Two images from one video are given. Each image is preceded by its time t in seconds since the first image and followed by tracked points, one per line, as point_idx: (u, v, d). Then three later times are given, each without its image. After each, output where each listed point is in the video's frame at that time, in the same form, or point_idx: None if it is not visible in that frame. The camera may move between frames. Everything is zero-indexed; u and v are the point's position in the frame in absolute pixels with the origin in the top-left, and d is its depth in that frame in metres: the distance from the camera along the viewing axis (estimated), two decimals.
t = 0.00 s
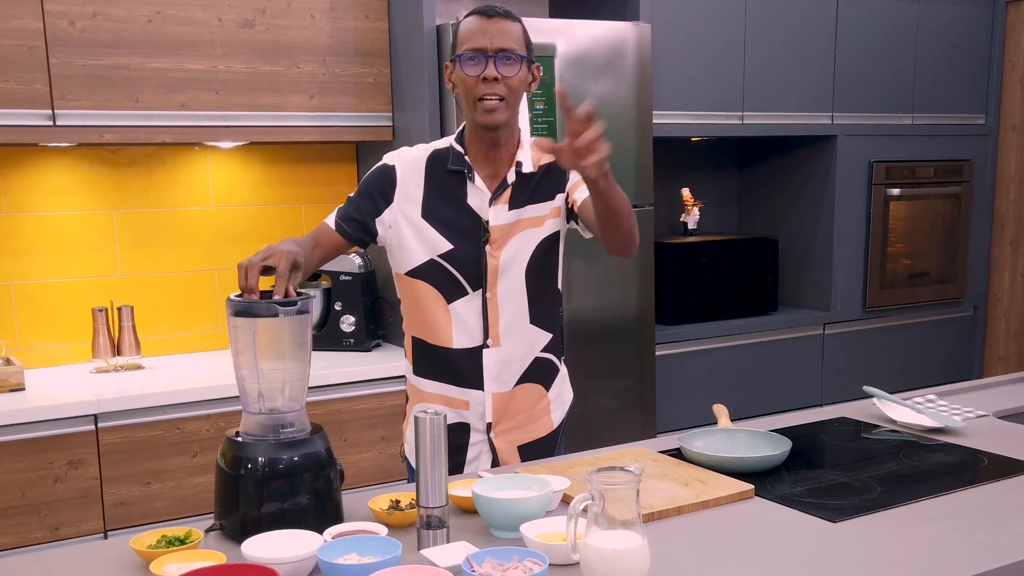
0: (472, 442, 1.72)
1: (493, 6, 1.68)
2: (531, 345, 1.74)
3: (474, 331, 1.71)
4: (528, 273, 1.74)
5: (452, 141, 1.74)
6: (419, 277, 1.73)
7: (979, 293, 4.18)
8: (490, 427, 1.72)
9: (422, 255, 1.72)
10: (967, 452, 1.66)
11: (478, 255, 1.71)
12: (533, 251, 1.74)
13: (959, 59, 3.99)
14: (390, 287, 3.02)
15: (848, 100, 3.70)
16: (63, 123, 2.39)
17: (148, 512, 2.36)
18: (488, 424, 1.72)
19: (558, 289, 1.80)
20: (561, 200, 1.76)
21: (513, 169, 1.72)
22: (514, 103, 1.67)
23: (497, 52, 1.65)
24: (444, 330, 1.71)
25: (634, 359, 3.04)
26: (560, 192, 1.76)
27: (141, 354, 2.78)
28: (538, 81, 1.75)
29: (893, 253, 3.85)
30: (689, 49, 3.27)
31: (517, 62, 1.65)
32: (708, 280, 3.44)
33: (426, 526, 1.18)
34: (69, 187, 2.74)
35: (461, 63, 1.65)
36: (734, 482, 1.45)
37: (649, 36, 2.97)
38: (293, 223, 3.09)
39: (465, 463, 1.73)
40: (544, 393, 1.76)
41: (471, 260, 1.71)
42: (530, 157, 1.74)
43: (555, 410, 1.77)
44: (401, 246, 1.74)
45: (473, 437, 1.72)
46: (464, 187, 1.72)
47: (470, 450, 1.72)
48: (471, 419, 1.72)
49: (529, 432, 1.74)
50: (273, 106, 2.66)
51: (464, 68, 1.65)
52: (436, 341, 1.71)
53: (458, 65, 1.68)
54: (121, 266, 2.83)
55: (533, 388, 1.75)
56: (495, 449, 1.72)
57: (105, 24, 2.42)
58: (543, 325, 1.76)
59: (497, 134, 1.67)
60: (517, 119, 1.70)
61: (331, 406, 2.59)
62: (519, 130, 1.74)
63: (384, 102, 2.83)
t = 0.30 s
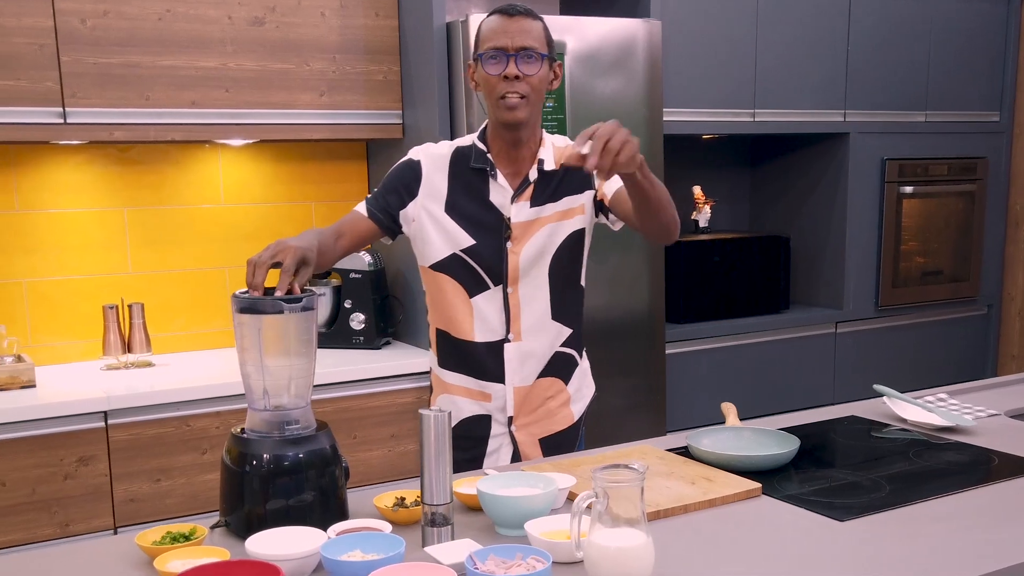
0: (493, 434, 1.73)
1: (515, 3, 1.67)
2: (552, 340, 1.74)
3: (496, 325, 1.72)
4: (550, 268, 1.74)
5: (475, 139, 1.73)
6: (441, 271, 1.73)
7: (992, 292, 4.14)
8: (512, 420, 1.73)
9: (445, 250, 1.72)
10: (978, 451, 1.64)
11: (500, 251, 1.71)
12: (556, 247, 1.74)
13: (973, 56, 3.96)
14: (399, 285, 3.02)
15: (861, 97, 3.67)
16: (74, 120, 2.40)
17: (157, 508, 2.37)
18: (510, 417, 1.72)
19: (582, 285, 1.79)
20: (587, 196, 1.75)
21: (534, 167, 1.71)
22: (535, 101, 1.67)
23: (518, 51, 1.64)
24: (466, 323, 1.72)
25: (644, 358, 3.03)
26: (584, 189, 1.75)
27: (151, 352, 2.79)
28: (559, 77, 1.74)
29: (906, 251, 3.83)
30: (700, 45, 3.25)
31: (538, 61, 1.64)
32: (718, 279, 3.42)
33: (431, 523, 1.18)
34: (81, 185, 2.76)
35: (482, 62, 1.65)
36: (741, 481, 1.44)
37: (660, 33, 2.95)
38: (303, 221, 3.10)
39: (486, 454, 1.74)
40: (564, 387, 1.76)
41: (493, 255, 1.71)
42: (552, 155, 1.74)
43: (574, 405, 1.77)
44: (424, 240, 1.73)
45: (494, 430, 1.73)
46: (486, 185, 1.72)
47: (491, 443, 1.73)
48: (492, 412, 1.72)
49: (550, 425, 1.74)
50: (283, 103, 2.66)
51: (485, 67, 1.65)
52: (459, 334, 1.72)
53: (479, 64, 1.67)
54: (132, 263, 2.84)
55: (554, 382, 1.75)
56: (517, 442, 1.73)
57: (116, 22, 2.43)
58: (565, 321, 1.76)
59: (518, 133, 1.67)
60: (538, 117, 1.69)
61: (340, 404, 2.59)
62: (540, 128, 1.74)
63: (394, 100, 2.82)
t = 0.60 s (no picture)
0: (515, 431, 1.73)
1: (537, 4, 1.68)
2: (573, 338, 1.74)
3: (518, 322, 1.72)
4: (573, 265, 1.74)
5: (498, 138, 1.73)
6: (464, 267, 1.72)
7: (1007, 292, 4.10)
8: (534, 417, 1.72)
9: (470, 247, 1.72)
10: (989, 452, 1.63)
11: (523, 250, 1.71)
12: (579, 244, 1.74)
13: (988, 54, 3.93)
14: (409, 283, 3.02)
15: (874, 95, 3.65)
16: (86, 120, 2.42)
17: (167, 506, 2.38)
18: (531, 415, 1.72)
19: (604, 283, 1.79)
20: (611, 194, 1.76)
21: (557, 166, 1.72)
22: (558, 102, 1.67)
23: (540, 51, 1.65)
24: (489, 320, 1.71)
25: (654, 357, 3.02)
26: (607, 188, 1.75)
27: (162, 350, 2.80)
28: (582, 77, 1.75)
29: (919, 251, 3.80)
30: (711, 44, 3.24)
31: (561, 61, 1.65)
32: (729, 278, 3.41)
33: (436, 522, 1.18)
34: (93, 185, 2.77)
35: (505, 62, 1.66)
36: (750, 481, 1.43)
37: (672, 32, 2.94)
38: (314, 219, 3.11)
39: (507, 450, 1.73)
40: (585, 384, 1.75)
41: (517, 254, 1.71)
42: (575, 154, 1.74)
43: (595, 401, 1.76)
44: (448, 237, 1.73)
45: (516, 426, 1.73)
46: (510, 183, 1.71)
47: (513, 440, 1.73)
48: (514, 409, 1.72)
49: (571, 422, 1.73)
50: (293, 102, 2.67)
51: (508, 68, 1.65)
52: (481, 331, 1.72)
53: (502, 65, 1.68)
54: (143, 262, 2.85)
55: (575, 379, 1.74)
56: (539, 439, 1.72)
57: (127, 22, 2.44)
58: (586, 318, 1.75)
59: (540, 132, 1.67)
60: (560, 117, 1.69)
61: (349, 402, 2.59)
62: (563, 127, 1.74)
63: (405, 98, 2.83)
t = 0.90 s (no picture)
0: (528, 433, 1.73)
1: (560, 8, 1.67)
2: (586, 342, 1.73)
3: (530, 326, 1.71)
4: (585, 268, 1.73)
5: (510, 141, 1.74)
6: (476, 271, 1.73)
7: (1014, 294, 4.09)
8: (547, 420, 1.72)
9: (482, 250, 1.72)
10: (995, 456, 1.62)
11: (535, 253, 1.71)
12: (591, 247, 1.73)
13: (996, 55, 3.91)
14: (415, 285, 3.02)
15: (880, 96, 3.64)
16: (93, 121, 2.43)
17: (173, 507, 2.39)
18: (544, 417, 1.72)
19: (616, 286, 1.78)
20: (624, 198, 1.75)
21: (570, 170, 1.71)
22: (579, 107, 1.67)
23: (568, 56, 1.64)
24: (501, 324, 1.71)
25: (660, 358, 3.02)
26: (620, 192, 1.75)
27: (168, 352, 2.81)
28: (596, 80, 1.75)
29: (926, 252, 3.79)
30: (717, 45, 3.23)
31: (587, 67, 1.65)
32: (735, 279, 3.40)
33: (440, 525, 1.18)
34: (100, 186, 2.78)
35: (533, 66, 1.64)
36: (754, 485, 1.43)
37: (677, 33, 2.94)
38: (320, 221, 3.11)
39: (520, 453, 1.73)
40: (597, 387, 1.75)
41: (529, 257, 1.71)
42: (587, 158, 1.73)
43: (608, 404, 1.76)
44: (460, 241, 1.73)
45: (530, 429, 1.73)
46: (523, 186, 1.72)
47: (525, 442, 1.73)
48: (527, 411, 1.72)
49: (584, 425, 1.73)
50: (299, 104, 2.67)
51: (536, 72, 1.64)
52: (494, 334, 1.72)
53: (526, 68, 1.66)
54: (150, 263, 2.86)
55: (589, 382, 1.74)
56: (551, 442, 1.72)
57: (133, 24, 2.45)
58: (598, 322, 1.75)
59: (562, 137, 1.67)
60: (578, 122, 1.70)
61: (354, 404, 2.59)
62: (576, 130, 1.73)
63: (411, 100, 2.83)
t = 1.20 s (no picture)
0: (533, 440, 1.72)
1: (568, 15, 1.68)
2: (592, 349, 1.73)
3: (535, 332, 1.71)
4: (592, 274, 1.73)
5: (516, 147, 1.74)
6: (481, 277, 1.72)
7: (1020, 299, 4.07)
8: (552, 427, 1.71)
9: (487, 256, 1.72)
10: (1002, 462, 1.62)
11: (541, 259, 1.70)
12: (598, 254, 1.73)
13: (1001, 60, 3.91)
14: (419, 289, 3.02)
15: (885, 101, 3.63)
16: (98, 127, 2.43)
17: (177, 512, 2.39)
18: (550, 424, 1.71)
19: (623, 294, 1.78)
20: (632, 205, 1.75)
21: (577, 176, 1.71)
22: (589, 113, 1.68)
23: (579, 64, 1.65)
24: (506, 330, 1.71)
25: (665, 363, 3.01)
26: (627, 199, 1.74)
27: (172, 356, 2.81)
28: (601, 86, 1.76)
29: (931, 257, 3.78)
30: (722, 50, 3.23)
31: (597, 74, 1.66)
32: (740, 284, 3.39)
33: (445, 532, 1.18)
34: (106, 191, 2.79)
35: (544, 73, 1.64)
36: (760, 491, 1.42)
37: (683, 38, 2.94)
38: (325, 226, 3.11)
39: (526, 460, 1.72)
40: (603, 397, 1.75)
41: (536, 263, 1.70)
42: (593, 163, 1.73)
43: (614, 412, 1.76)
44: (465, 247, 1.74)
45: (535, 436, 1.71)
46: (529, 192, 1.71)
47: (529, 449, 1.71)
48: (533, 418, 1.71)
49: (590, 432, 1.73)
50: (304, 109, 2.67)
51: (547, 79, 1.64)
52: (500, 341, 1.71)
53: (536, 75, 1.66)
54: (155, 267, 2.87)
55: (595, 389, 1.74)
56: (557, 449, 1.71)
57: (139, 29, 2.46)
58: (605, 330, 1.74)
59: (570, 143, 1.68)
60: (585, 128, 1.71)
61: (359, 409, 2.59)
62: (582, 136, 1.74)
63: (416, 105, 2.83)
